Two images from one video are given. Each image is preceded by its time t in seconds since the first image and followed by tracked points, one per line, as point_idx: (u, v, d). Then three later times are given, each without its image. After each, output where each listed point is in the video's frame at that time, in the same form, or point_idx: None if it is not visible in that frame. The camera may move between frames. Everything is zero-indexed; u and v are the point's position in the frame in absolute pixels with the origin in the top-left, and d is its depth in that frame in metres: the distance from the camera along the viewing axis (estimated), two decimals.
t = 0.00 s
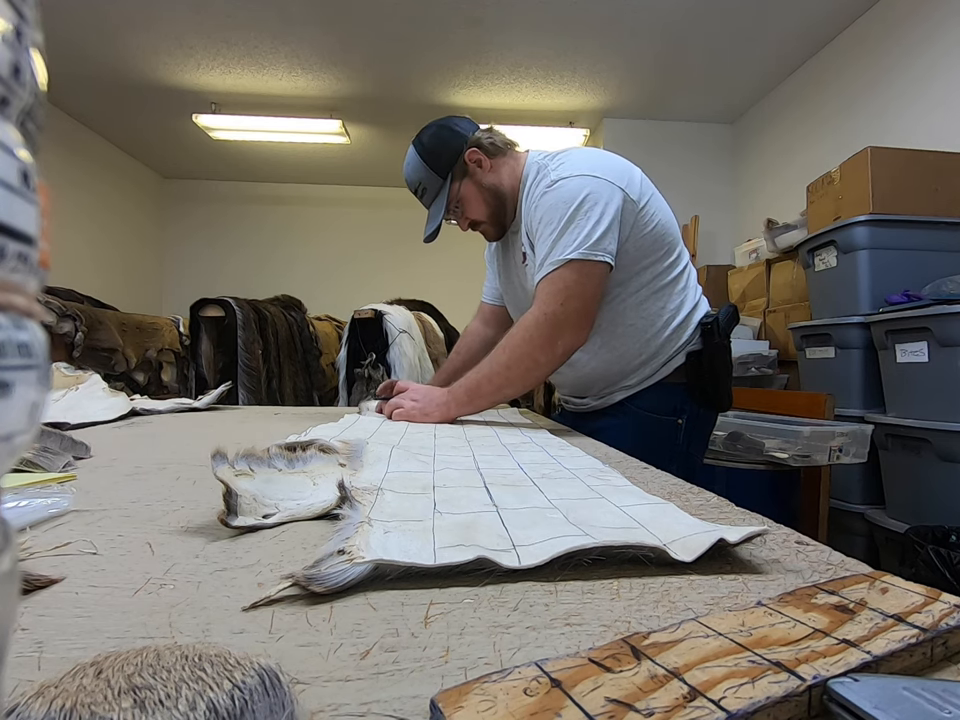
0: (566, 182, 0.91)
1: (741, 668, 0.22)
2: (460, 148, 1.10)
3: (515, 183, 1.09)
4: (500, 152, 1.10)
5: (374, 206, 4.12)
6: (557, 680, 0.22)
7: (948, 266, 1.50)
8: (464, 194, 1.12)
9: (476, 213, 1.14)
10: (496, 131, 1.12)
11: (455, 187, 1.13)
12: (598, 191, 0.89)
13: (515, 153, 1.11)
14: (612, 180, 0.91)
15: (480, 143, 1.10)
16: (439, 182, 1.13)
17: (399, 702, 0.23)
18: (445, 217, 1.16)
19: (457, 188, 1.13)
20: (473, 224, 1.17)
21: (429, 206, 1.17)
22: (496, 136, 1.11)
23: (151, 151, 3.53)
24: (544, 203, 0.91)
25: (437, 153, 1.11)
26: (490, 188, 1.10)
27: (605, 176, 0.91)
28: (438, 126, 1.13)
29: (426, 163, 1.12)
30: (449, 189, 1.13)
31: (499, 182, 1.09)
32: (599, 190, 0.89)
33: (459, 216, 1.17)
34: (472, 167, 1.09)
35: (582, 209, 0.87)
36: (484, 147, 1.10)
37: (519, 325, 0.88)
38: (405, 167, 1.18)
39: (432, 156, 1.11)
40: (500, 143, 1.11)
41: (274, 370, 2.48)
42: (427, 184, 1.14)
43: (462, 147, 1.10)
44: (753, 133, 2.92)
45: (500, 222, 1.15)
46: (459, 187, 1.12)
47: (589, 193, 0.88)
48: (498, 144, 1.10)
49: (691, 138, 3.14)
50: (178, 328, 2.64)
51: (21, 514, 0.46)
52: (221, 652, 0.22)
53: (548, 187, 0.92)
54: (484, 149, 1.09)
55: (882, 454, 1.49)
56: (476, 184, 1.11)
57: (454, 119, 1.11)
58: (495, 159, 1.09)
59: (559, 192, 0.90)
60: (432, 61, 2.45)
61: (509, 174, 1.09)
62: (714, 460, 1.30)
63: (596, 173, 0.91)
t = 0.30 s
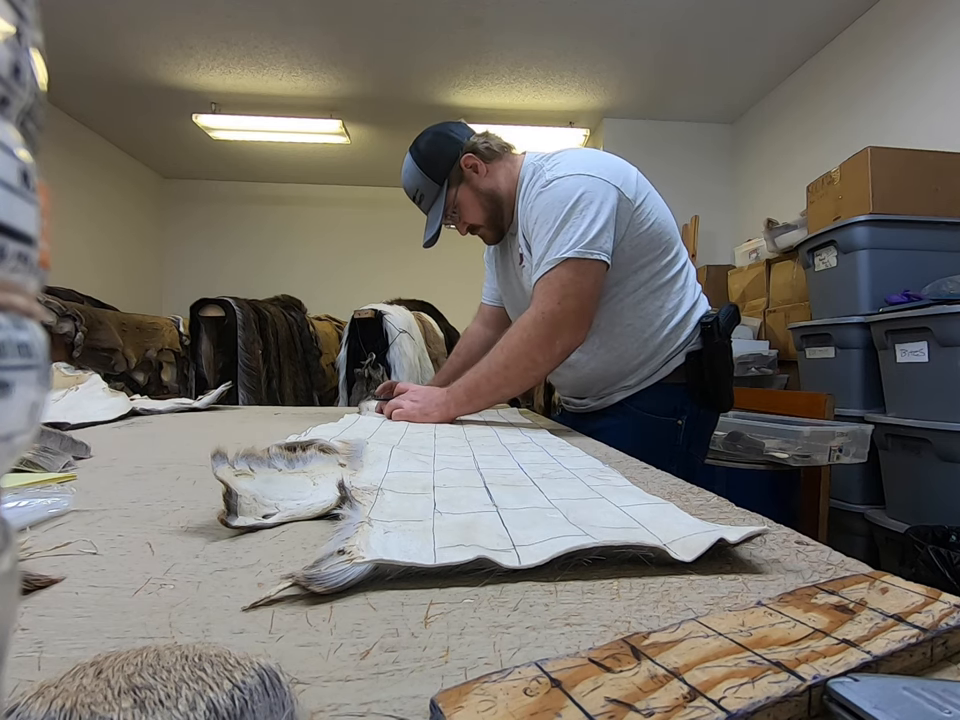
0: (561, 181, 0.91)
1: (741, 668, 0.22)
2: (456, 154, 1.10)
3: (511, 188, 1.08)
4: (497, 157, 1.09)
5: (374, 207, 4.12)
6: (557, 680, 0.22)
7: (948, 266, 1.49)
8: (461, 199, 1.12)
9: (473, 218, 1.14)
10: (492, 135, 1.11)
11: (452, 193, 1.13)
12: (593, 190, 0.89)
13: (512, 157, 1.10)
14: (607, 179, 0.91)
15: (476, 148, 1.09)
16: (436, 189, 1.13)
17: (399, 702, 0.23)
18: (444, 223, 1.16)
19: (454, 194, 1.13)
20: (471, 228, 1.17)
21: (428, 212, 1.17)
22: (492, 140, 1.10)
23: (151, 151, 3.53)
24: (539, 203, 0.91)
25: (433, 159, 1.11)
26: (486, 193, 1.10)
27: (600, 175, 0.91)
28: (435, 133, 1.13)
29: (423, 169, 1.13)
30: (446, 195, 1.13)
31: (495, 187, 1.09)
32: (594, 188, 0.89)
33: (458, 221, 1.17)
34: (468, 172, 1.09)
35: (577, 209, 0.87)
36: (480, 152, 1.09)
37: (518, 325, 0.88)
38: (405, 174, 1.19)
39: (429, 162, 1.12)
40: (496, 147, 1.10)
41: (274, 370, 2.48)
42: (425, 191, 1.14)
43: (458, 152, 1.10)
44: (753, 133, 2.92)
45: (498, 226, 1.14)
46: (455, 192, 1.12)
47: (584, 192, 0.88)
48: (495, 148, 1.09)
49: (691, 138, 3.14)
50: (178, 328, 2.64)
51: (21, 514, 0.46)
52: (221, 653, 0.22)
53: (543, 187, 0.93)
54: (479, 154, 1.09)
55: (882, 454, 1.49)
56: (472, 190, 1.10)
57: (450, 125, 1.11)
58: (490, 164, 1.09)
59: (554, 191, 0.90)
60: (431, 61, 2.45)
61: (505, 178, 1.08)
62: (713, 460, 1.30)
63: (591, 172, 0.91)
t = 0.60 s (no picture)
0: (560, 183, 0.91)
1: (741, 668, 0.22)
2: (456, 156, 1.10)
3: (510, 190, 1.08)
4: (497, 157, 1.09)
5: (374, 207, 4.12)
6: (557, 680, 0.22)
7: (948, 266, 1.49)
8: (461, 201, 1.13)
9: (474, 219, 1.15)
10: (493, 136, 1.11)
11: (453, 194, 1.13)
12: (593, 190, 0.89)
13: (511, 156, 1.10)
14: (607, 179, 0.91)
15: (476, 149, 1.09)
16: (436, 191, 1.14)
17: (400, 702, 0.23)
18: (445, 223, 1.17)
19: (454, 196, 1.13)
20: (472, 230, 1.17)
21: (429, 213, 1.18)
22: (492, 141, 1.10)
23: (151, 151, 3.52)
24: (540, 203, 0.91)
25: (434, 162, 1.12)
26: (486, 194, 1.10)
27: (599, 175, 0.91)
28: (435, 133, 1.13)
29: (423, 170, 1.13)
30: (446, 197, 1.13)
31: (496, 188, 1.09)
32: (594, 188, 0.89)
33: (459, 222, 1.17)
34: (468, 174, 1.09)
35: (578, 208, 0.87)
36: (481, 153, 1.09)
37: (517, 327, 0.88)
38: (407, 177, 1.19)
39: (431, 164, 1.12)
40: (496, 147, 1.10)
41: (274, 370, 2.48)
42: (425, 192, 1.15)
43: (459, 155, 1.10)
44: (753, 133, 2.91)
45: (498, 227, 1.14)
46: (455, 194, 1.13)
47: (583, 193, 0.88)
48: (495, 148, 1.09)
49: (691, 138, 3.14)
50: (178, 328, 2.64)
51: (21, 514, 0.46)
52: (221, 652, 0.22)
53: (542, 188, 0.92)
54: (479, 156, 1.08)
55: (882, 454, 1.49)
56: (472, 192, 1.10)
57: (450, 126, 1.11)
58: (490, 164, 1.08)
59: (554, 192, 0.90)
60: (431, 61, 2.45)
61: (505, 179, 1.08)
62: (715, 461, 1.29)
63: (590, 172, 0.91)
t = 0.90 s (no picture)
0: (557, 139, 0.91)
1: (741, 668, 0.22)
2: (484, 111, 1.10)
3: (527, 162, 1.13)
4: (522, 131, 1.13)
5: (374, 206, 4.11)
6: (557, 680, 0.22)
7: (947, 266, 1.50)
8: (479, 153, 1.13)
9: (485, 176, 1.17)
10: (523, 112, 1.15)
11: (472, 146, 1.12)
12: (583, 149, 0.88)
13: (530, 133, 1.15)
14: (605, 150, 0.91)
15: (507, 115, 1.12)
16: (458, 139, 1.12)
17: (401, 699, 0.23)
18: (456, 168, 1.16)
19: (474, 145, 1.12)
20: (480, 185, 1.20)
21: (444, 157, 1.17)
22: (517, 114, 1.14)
23: (150, 151, 3.52)
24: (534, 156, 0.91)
25: (466, 112, 1.11)
26: (506, 155, 1.12)
27: (595, 143, 0.90)
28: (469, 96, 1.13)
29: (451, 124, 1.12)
30: (465, 144, 1.12)
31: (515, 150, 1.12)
32: (584, 149, 0.88)
33: (469, 176, 1.19)
34: (493, 130, 1.11)
35: (567, 165, 0.86)
36: (510, 120, 1.12)
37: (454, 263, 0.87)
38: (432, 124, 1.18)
39: (460, 116, 1.11)
40: (523, 120, 1.14)
41: (274, 370, 2.48)
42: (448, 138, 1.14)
43: (486, 111, 1.10)
44: (753, 134, 2.92)
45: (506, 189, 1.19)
46: (475, 146, 1.12)
47: (571, 146, 0.88)
48: (521, 121, 1.13)
49: (690, 139, 3.14)
50: (178, 328, 2.64)
51: (21, 514, 0.46)
52: (221, 653, 0.22)
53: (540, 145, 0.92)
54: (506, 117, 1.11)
55: (882, 454, 1.49)
56: (493, 147, 1.12)
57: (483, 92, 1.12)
58: (515, 131, 1.12)
59: (548, 147, 0.89)
60: (431, 61, 2.45)
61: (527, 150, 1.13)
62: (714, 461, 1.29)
63: (587, 138, 0.90)
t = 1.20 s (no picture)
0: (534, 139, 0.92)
1: (741, 668, 0.22)
2: (469, 121, 1.11)
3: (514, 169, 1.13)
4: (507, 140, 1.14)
5: (373, 207, 4.11)
6: (557, 680, 0.22)
7: (947, 266, 1.50)
8: (467, 162, 1.13)
9: (474, 184, 1.17)
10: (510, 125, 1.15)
11: (459, 156, 1.13)
12: (561, 144, 0.88)
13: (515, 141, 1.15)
14: (583, 145, 0.91)
15: (493, 126, 1.13)
16: (445, 149, 1.13)
17: (400, 698, 0.23)
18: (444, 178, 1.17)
19: (461, 155, 1.13)
20: (470, 194, 1.20)
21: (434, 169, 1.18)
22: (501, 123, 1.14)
23: (150, 151, 3.52)
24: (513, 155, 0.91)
25: (452, 124, 1.11)
26: (493, 162, 1.12)
27: (573, 139, 0.90)
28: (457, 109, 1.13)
29: (439, 136, 1.13)
30: (453, 154, 1.13)
31: (502, 158, 1.12)
32: (561, 144, 0.88)
33: (459, 185, 1.19)
34: (479, 139, 1.11)
35: (545, 159, 0.86)
36: (495, 130, 1.13)
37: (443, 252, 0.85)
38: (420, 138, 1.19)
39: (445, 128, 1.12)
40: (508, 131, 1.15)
41: (274, 370, 2.48)
42: (437, 150, 1.15)
43: (471, 121, 1.11)
44: (753, 134, 2.92)
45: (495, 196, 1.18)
46: (462, 156, 1.13)
47: (549, 142, 0.88)
48: (505, 131, 1.14)
49: (691, 139, 3.14)
50: (178, 328, 2.64)
51: (21, 514, 0.46)
52: (221, 653, 0.22)
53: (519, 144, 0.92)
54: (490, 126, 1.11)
55: (882, 454, 1.49)
56: (480, 155, 1.12)
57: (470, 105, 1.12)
58: (500, 139, 1.13)
59: (527, 145, 0.89)
60: (431, 61, 2.45)
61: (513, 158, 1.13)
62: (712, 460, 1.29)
63: (564, 136, 0.90)
